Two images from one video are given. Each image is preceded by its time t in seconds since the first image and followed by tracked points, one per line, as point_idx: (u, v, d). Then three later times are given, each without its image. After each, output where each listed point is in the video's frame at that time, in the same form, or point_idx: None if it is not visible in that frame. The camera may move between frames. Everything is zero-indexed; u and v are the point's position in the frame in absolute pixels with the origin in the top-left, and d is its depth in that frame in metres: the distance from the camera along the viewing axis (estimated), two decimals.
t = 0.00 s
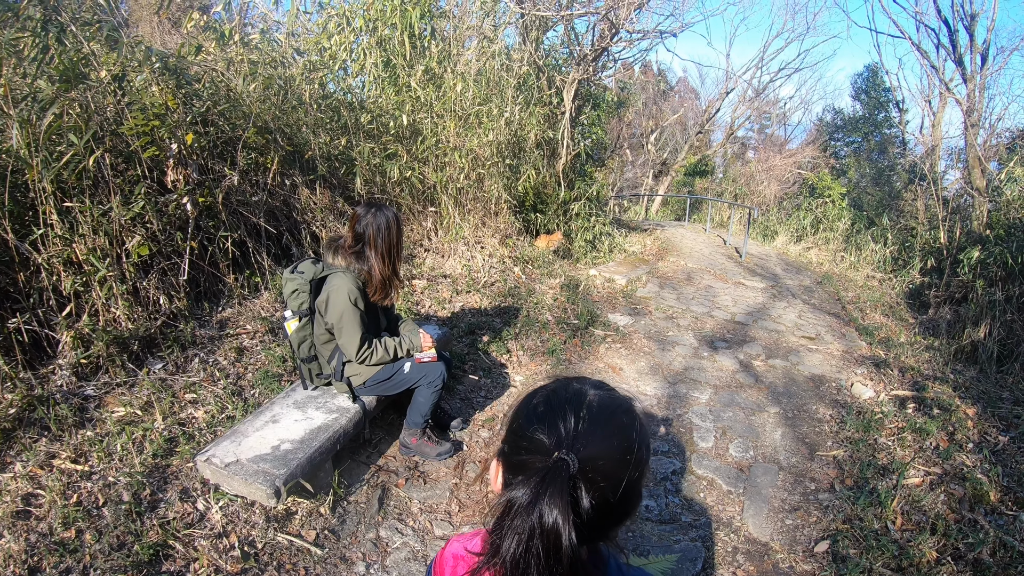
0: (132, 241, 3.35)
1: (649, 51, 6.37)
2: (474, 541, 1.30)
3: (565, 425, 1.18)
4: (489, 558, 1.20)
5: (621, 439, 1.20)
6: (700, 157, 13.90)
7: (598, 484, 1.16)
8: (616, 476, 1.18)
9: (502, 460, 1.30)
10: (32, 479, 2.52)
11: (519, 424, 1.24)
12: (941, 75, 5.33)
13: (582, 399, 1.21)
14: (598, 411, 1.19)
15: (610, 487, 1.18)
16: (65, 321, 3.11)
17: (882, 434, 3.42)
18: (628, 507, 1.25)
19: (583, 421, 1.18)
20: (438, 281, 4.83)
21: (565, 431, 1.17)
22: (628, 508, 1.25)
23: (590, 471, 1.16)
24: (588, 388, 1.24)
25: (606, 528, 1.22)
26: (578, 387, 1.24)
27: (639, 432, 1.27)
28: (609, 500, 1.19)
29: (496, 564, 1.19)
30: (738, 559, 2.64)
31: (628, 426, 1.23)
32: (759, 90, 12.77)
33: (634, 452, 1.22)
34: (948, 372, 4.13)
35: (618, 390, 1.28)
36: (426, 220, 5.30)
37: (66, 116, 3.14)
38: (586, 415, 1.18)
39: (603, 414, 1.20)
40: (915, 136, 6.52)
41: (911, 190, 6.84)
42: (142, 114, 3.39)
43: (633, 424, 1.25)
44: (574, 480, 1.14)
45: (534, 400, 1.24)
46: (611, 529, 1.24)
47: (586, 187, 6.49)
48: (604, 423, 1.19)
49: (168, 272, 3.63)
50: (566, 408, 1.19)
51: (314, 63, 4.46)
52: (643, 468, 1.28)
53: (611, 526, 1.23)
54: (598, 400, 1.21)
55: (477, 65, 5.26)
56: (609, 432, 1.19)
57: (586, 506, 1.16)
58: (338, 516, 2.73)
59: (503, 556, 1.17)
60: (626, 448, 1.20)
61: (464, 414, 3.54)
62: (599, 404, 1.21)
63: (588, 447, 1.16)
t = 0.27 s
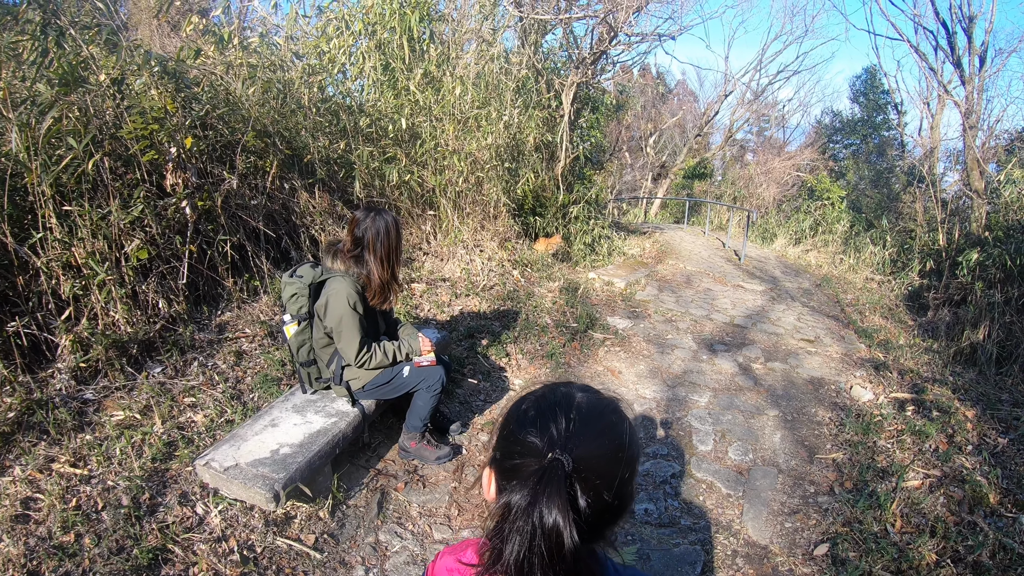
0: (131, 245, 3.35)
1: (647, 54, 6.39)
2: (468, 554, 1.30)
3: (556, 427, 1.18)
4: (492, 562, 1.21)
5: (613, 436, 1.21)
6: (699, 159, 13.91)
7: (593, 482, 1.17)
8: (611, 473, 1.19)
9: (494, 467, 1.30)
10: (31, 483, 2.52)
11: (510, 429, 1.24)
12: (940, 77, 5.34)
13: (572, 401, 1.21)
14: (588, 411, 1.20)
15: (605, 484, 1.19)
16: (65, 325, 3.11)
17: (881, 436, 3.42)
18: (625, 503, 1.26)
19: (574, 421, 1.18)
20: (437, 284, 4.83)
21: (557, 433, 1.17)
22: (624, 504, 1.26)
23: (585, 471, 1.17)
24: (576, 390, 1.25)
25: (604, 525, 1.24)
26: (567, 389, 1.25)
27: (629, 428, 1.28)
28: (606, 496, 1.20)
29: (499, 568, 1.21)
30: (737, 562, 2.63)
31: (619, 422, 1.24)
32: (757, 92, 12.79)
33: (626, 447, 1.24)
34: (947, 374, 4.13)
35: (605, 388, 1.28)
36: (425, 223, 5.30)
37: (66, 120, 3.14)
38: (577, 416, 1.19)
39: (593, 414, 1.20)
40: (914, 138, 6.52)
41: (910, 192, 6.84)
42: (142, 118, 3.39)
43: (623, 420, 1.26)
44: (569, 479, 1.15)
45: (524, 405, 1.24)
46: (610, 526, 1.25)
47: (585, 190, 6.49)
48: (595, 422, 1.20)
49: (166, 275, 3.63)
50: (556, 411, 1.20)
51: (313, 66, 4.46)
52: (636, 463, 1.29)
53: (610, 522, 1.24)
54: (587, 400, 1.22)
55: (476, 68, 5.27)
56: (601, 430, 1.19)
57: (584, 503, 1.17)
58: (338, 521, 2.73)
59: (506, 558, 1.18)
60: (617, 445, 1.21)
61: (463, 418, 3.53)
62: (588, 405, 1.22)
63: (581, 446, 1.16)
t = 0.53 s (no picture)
0: (131, 247, 3.34)
1: (647, 56, 6.39)
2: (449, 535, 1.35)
3: (514, 428, 1.24)
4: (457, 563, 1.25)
5: (571, 438, 1.25)
6: (699, 161, 13.91)
7: (551, 481, 1.22)
8: (568, 473, 1.24)
9: (464, 467, 1.38)
10: (31, 485, 2.52)
11: (475, 430, 1.31)
12: (939, 78, 5.35)
13: (530, 402, 1.27)
14: (548, 412, 1.25)
15: (564, 483, 1.24)
16: (64, 327, 3.11)
17: (882, 437, 3.42)
18: (588, 500, 1.31)
19: (531, 423, 1.24)
20: (437, 286, 4.83)
21: (515, 434, 1.24)
22: (588, 500, 1.31)
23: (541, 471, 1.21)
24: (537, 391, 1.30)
25: (565, 522, 1.28)
26: (527, 390, 1.30)
27: (594, 427, 1.32)
28: (566, 494, 1.25)
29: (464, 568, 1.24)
30: (738, 564, 2.62)
31: (580, 422, 1.28)
32: (757, 94, 12.80)
33: (588, 446, 1.28)
34: (948, 375, 4.13)
35: (570, 388, 1.33)
36: (425, 225, 5.30)
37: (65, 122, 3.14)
38: (534, 418, 1.24)
39: (551, 415, 1.25)
40: (913, 139, 6.52)
41: (910, 193, 6.85)
42: (142, 120, 3.39)
43: (586, 419, 1.30)
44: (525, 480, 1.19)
45: (487, 407, 1.31)
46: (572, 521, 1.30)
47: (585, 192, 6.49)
48: (552, 424, 1.24)
49: (166, 278, 3.63)
50: (515, 412, 1.26)
51: (313, 68, 4.46)
52: (601, 460, 1.34)
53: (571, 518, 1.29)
54: (547, 400, 1.27)
55: (476, 70, 5.28)
56: (559, 431, 1.24)
57: (542, 502, 1.22)
58: (338, 523, 2.72)
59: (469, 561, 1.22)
60: (577, 445, 1.25)
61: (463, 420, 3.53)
62: (547, 407, 1.26)
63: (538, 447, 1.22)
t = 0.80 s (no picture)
0: (132, 248, 3.35)
1: (648, 57, 6.39)
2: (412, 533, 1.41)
3: (462, 431, 1.31)
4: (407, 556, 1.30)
5: (515, 441, 1.32)
6: (699, 162, 13.91)
7: (493, 481, 1.29)
8: (510, 474, 1.30)
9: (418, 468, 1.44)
10: (33, 486, 2.52)
11: (428, 433, 1.38)
12: (941, 78, 5.35)
13: (479, 407, 1.34)
14: (494, 417, 1.33)
15: (507, 483, 1.30)
16: (66, 329, 3.12)
17: (884, 438, 3.41)
18: (530, 501, 1.38)
19: (478, 428, 1.31)
20: (439, 288, 4.84)
21: (463, 437, 1.31)
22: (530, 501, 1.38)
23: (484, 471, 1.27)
24: (486, 398, 1.37)
25: (509, 521, 1.34)
26: (477, 397, 1.38)
27: (537, 432, 1.40)
28: (508, 494, 1.31)
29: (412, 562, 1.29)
30: (740, 565, 2.62)
31: (524, 428, 1.36)
32: (758, 94, 12.79)
33: (530, 450, 1.35)
34: (950, 375, 4.13)
35: (517, 396, 1.42)
36: (426, 226, 5.30)
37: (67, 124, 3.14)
38: (481, 422, 1.32)
39: (497, 419, 1.33)
40: (914, 139, 6.52)
41: (911, 194, 6.85)
42: (143, 121, 3.40)
43: (531, 425, 1.38)
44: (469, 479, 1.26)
45: (440, 412, 1.38)
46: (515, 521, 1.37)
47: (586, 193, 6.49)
48: (497, 427, 1.32)
49: (168, 279, 3.63)
50: (464, 416, 1.33)
51: (315, 70, 4.46)
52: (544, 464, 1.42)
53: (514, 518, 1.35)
54: (495, 406, 1.35)
55: (477, 71, 5.30)
56: (503, 435, 1.31)
57: (486, 501, 1.28)
58: (340, 524, 2.72)
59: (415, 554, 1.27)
60: (520, 449, 1.33)
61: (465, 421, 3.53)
62: (493, 412, 1.34)
63: (483, 449, 1.29)
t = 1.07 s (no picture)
0: (134, 250, 3.35)
1: (649, 58, 6.40)
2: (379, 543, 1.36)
3: (406, 419, 1.29)
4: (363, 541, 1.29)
5: (460, 426, 1.31)
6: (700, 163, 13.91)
7: (439, 467, 1.27)
8: (457, 459, 1.29)
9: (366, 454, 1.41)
10: (35, 488, 2.52)
11: (374, 420, 1.35)
12: (941, 78, 5.35)
13: (423, 393, 1.32)
14: (437, 403, 1.30)
15: (455, 468, 1.29)
16: (68, 331, 3.12)
17: (885, 439, 3.41)
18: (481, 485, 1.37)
19: (422, 414, 1.29)
20: (440, 289, 4.84)
21: (406, 425, 1.28)
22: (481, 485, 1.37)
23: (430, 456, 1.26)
24: (431, 384, 1.35)
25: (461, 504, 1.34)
26: (422, 383, 1.35)
27: (482, 417, 1.38)
28: (456, 478, 1.30)
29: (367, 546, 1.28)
30: (741, 566, 2.61)
31: (469, 413, 1.34)
32: (759, 95, 12.78)
33: (476, 435, 1.34)
34: (951, 375, 4.12)
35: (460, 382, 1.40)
36: (428, 228, 5.30)
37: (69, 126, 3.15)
38: (425, 408, 1.29)
39: (441, 405, 1.30)
40: (915, 139, 6.52)
41: (913, 194, 6.84)
42: (144, 123, 3.40)
43: (476, 410, 1.37)
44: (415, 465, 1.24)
45: (385, 398, 1.35)
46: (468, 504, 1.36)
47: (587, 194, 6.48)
48: (442, 413, 1.30)
49: (170, 281, 3.63)
50: (408, 403, 1.31)
51: (316, 72, 4.47)
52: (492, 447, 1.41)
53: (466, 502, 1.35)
54: (438, 393, 1.33)
55: (478, 73, 5.31)
56: (447, 421, 1.29)
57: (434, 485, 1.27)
58: (342, 525, 2.72)
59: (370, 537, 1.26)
60: (465, 433, 1.31)
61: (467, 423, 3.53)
62: (437, 398, 1.32)
63: (428, 434, 1.27)
